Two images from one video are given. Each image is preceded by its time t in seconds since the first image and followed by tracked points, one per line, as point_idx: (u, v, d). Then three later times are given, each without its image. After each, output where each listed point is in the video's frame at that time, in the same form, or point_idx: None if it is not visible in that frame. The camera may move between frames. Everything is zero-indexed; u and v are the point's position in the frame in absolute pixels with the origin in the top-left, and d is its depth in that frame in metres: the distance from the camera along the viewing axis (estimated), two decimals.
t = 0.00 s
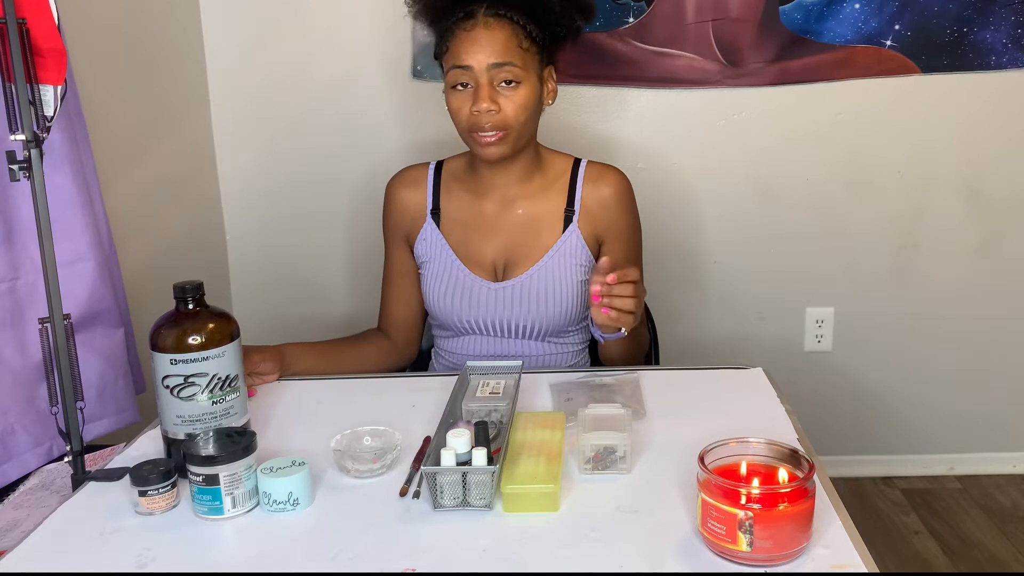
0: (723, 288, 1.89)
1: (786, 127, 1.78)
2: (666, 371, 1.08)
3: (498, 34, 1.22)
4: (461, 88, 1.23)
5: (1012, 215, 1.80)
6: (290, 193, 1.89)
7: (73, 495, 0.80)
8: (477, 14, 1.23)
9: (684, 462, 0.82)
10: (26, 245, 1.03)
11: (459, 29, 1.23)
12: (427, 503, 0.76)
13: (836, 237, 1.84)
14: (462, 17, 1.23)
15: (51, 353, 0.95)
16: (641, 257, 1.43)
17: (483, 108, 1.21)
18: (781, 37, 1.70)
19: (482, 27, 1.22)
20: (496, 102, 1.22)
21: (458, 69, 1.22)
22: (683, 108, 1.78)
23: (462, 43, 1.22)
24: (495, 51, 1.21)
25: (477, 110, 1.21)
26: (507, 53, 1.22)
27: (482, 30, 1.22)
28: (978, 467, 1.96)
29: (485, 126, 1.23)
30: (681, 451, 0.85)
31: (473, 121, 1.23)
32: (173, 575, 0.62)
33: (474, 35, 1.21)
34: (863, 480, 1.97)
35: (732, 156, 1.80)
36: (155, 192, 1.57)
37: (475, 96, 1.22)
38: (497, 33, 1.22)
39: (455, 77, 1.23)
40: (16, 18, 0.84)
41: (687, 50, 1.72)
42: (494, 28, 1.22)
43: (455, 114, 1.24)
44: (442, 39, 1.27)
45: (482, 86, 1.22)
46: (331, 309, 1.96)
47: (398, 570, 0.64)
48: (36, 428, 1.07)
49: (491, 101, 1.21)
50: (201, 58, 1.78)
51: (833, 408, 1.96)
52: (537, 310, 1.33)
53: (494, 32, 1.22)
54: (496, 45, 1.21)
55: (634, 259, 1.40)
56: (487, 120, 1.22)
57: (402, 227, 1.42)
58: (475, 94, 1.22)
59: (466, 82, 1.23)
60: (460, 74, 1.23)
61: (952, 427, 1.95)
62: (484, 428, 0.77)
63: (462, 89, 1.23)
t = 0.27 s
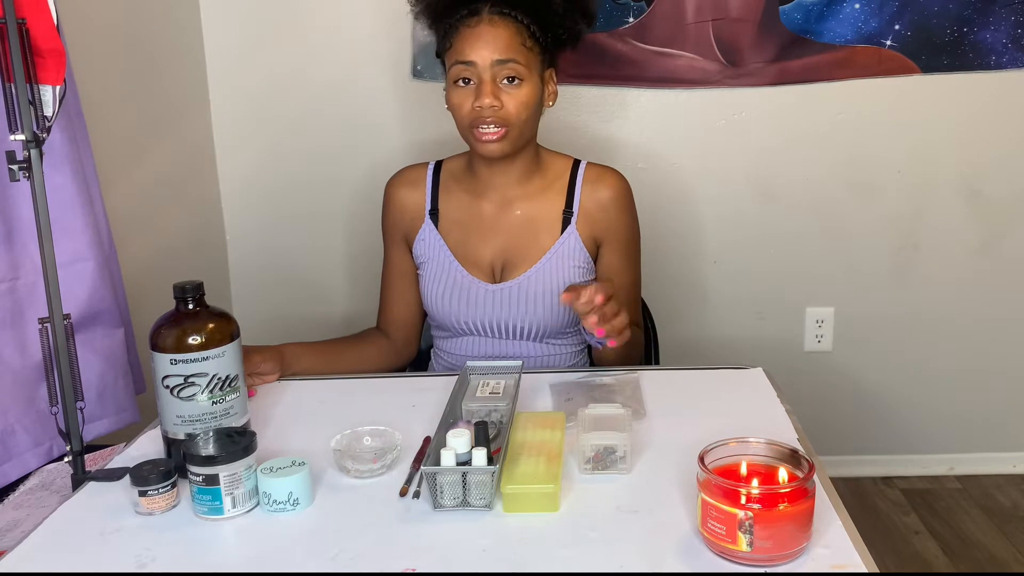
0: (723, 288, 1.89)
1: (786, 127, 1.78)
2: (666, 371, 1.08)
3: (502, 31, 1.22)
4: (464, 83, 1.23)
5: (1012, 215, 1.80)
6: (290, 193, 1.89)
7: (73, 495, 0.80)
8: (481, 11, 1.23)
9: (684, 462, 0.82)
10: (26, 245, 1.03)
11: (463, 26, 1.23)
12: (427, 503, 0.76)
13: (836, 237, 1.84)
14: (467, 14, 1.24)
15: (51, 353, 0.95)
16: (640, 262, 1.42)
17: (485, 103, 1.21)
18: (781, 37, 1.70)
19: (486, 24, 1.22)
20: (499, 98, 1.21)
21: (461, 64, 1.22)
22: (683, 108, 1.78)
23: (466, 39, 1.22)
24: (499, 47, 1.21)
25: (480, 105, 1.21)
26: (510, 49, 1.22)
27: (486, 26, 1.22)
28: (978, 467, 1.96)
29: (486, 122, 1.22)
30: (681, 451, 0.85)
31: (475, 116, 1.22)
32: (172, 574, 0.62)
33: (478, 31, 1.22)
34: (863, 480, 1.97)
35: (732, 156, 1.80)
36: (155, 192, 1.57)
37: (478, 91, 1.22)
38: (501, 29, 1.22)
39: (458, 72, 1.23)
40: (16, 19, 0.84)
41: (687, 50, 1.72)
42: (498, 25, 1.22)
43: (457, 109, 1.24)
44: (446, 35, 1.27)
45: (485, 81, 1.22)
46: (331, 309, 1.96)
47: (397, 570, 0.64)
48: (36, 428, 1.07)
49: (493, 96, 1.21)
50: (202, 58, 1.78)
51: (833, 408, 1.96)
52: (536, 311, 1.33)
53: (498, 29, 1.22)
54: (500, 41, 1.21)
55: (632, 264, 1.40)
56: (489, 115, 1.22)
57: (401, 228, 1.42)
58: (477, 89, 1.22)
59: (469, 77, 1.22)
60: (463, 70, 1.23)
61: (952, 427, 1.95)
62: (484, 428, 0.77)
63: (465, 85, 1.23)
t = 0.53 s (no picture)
0: (723, 288, 1.89)
1: (786, 127, 1.78)
2: (666, 371, 1.08)
3: (502, 28, 1.22)
4: (465, 81, 1.23)
5: (1012, 215, 1.80)
6: (290, 193, 1.89)
7: (74, 495, 0.80)
8: (480, 10, 1.23)
9: (684, 462, 0.82)
10: (26, 245, 1.03)
11: (462, 24, 1.24)
12: (427, 503, 0.76)
13: (836, 237, 1.84)
14: (464, 14, 1.24)
15: (51, 353, 0.95)
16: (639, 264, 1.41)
17: (487, 99, 1.21)
18: (781, 37, 1.70)
19: (486, 21, 1.22)
20: (501, 94, 1.21)
21: (462, 62, 1.22)
22: (683, 108, 1.78)
23: (465, 36, 1.22)
24: (499, 44, 1.21)
25: (482, 101, 1.21)
26: (511, 46, 1.22)
27: (486, 23, 1.22)
28: (978, 467, 1.96)
29: (489, 118, 1.22)
30: (681, 451, 0.85)
31: (477, 113, 1.22)
32: (172, 574, 0.62)
33: (478, 28, 1.22)
34: (863, 480, 1.97)
35: (732, 156, 1.80)
36: (155, 192, 1.57)
37: (479, 88, 1.22)
38: (501, 26, 1.22)
39: (459, 70, 1.23)
40: (16, 19, 0.84)
41: (687, 50, 1.72)
42: (498, 22, 1.22)
43: (458, 107, 1.24)
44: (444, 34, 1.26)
45: (486, 78, 1.22)
46: (331, 309, 1.96)
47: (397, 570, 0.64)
48: (36, 428, 1.07)
49: (495, 92, 1.21)
50: (202, 58, 1.78)
51: (833, 408, 1.96)
52: (536, 311, 1.33)
53: (498, 26, 1.22)
54: (500, 38, 1.21)
55: (632, 265, 1.39)
56: (492, 111, 1.22)
57: (401, 228, 1.42)
58: (479, 86, 1.22)
59: (471, 75, 1.22)
60: (464, 67, 1.23)
61: (952, 427, 1.95)
62: (484, 428, 0.77)
63: (466, 82, 1.23)
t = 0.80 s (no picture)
0: (722, 288, 1.89)
1: (786, 127, 1.78)
2: (666, 370, 1.08)
3: (505, 26, 1.22)
4: (468, 79, 1.23)
5: (1012, 215, 1.80)
6: (290, 193, 1.89)
7: (73, 494, 0.80)
8: (482, 9, 1.23)
9: (684, 462, 0.82)
10: (26, 245, 1.03)
11: (464, 22, 1.24)
12: (427, 503, 0.76)
13: (836, 237, 1.84)
14: (466, 12, 1.24)
15: (51, 353, 0.95)
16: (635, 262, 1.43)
17: (490, 96, 1.20)
18: (781, 37, 1.70)
19: (489, 19, 1.23)
20: (504, 92, 1.21)
21: (465, 59, 1.22)
22: (683, 108, 1.78)
23: (468, 34, 1.22)
24: (502, 42, 1.21)
25: (485, 98, 1.21)
26: (514, 44, 1.22)
27: (489, 22, 1.22)
28: (978, 467, 1.96)
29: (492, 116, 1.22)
30: (681, 451, 0.85)
31: (479, 110, 1.22)
32: (172, 574, 0.62)
33: (481, 26, 1.22)
34: (863, 480, 1.97)
35: (732, 156, 1.80)
36: (155, 191, 1.57)
37: (482, 86, 1.22)
38: (504, 25, 1.22)
39: (462, 67, 1.23)
40: (16, 19, 0.84)
41: (687, 50, 1.72)
42: (501, 21, 1.23)
43: (461, 105, 1.23)
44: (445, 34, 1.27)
45: (489, 76, 1.22)
46: (331, 309, 1.96)
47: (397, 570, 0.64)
48: (36, 428, 1.07)
49: (498, 90, 1.21)
50: (202, 58, 1.78)
51: (833, 408, 1.96)
52: (535, 311, 1.33)
53: (501, 24, 1.22)
54: (503, 36, 1.22)
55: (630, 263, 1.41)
56: (494, 108, 1.21)
57: (400, 228, 1.42)
58: (482, 84, 1.22)
59: (474, 72, 1.22)
60: (466, 65, 1.23)
61: (952, 426, 1.95)
62: (484, 427, 0.77)
63: (469, 80, 1.23)
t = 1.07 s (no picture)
0: (722, 288, 1.90)
1: (786, 127, 1.78)
2: (666, 370, 1.08)
3: (503, 28, 1.22)
4: (467, 81, 1.23)
5: (1011, 215, 1.80)
6: (290, 193, 1.89)
7: (73, 494, 0.80)
8: (481, 10, 1.23)
9: (684, 462, 0.82)
10: (26, 245, 1.03)
11: (463, 24, 1.24)
12: (427, 503, 0.76)
13: (836, 237, 1.84)
14: (466, 13, 1.24)
15: (51, 353, 0.95)
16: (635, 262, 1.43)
17: (489, 99, 1.20)
18: (781, 37, 1.70)
19: (488, 21, 1.22)
20: (503, 94, 1.21)
21: (464, 61, 1.22)
22: (683, 108, 1.78)
23: (468, 36, 1.22)
24: (501, 44, 1.21)
25: (484, 101, 1.21)
26: (512, 46, 1.22)
27: (487, 24, 1.22)
28: (978, 467, 1.96)
29: (491, 118, 1.22)
30: (681, 451, 0.85)
31: (479, 112, 1.22)
32: (172, 574, 0.62)
33: (480, 28, 1.22)
34: (863, 480, 1.97)
35: (732, 156, 1.80)
36: (155, 192, 1.57)
37: (481, 88, 1.22)
38: (503, 26, 1.22)
39: (461, 69, 1.23)
40: (16, 19, 0.84)
41: (687, 50, 1.72)
42: (500, 23, 1.22)
43: (460, 107, 1.23)
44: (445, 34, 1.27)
45: (488, 78, 1.22)
46: (331, 309, 1.96)
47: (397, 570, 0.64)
48: (36, 428, 1.07)
49: (497, 92, 1.21)
50: (202, 58, 1.78)
51: (833, 408, 1.96)
52: (536, 310, 1.33)
53: (500, 26, 1.22)
54: (502, 38, 1.22)
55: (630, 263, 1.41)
56: (493, 111, 1.21)
57: (400, 228, 1.42)
58: (481, 86, 1.22)
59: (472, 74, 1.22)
60: (465, 67, 1.22)
61: (952, 426, 1.95)
62: (484, 428, 0.77)
63: (468, 82, 1.23)
